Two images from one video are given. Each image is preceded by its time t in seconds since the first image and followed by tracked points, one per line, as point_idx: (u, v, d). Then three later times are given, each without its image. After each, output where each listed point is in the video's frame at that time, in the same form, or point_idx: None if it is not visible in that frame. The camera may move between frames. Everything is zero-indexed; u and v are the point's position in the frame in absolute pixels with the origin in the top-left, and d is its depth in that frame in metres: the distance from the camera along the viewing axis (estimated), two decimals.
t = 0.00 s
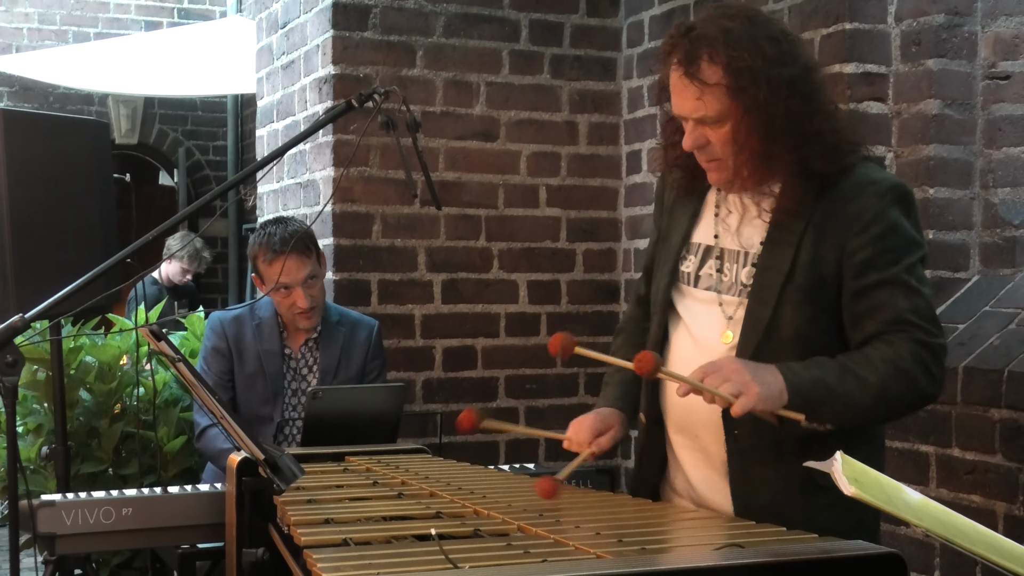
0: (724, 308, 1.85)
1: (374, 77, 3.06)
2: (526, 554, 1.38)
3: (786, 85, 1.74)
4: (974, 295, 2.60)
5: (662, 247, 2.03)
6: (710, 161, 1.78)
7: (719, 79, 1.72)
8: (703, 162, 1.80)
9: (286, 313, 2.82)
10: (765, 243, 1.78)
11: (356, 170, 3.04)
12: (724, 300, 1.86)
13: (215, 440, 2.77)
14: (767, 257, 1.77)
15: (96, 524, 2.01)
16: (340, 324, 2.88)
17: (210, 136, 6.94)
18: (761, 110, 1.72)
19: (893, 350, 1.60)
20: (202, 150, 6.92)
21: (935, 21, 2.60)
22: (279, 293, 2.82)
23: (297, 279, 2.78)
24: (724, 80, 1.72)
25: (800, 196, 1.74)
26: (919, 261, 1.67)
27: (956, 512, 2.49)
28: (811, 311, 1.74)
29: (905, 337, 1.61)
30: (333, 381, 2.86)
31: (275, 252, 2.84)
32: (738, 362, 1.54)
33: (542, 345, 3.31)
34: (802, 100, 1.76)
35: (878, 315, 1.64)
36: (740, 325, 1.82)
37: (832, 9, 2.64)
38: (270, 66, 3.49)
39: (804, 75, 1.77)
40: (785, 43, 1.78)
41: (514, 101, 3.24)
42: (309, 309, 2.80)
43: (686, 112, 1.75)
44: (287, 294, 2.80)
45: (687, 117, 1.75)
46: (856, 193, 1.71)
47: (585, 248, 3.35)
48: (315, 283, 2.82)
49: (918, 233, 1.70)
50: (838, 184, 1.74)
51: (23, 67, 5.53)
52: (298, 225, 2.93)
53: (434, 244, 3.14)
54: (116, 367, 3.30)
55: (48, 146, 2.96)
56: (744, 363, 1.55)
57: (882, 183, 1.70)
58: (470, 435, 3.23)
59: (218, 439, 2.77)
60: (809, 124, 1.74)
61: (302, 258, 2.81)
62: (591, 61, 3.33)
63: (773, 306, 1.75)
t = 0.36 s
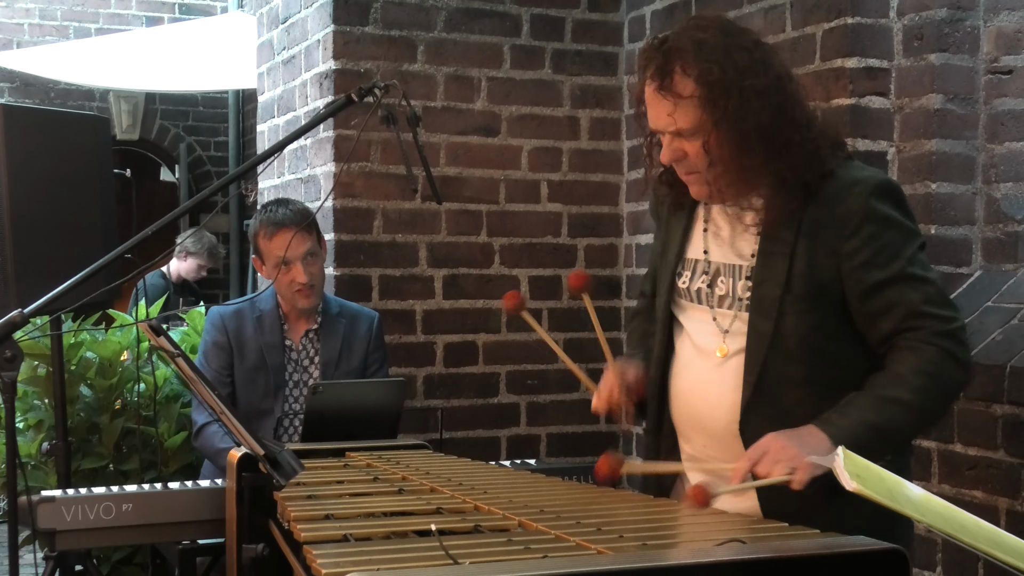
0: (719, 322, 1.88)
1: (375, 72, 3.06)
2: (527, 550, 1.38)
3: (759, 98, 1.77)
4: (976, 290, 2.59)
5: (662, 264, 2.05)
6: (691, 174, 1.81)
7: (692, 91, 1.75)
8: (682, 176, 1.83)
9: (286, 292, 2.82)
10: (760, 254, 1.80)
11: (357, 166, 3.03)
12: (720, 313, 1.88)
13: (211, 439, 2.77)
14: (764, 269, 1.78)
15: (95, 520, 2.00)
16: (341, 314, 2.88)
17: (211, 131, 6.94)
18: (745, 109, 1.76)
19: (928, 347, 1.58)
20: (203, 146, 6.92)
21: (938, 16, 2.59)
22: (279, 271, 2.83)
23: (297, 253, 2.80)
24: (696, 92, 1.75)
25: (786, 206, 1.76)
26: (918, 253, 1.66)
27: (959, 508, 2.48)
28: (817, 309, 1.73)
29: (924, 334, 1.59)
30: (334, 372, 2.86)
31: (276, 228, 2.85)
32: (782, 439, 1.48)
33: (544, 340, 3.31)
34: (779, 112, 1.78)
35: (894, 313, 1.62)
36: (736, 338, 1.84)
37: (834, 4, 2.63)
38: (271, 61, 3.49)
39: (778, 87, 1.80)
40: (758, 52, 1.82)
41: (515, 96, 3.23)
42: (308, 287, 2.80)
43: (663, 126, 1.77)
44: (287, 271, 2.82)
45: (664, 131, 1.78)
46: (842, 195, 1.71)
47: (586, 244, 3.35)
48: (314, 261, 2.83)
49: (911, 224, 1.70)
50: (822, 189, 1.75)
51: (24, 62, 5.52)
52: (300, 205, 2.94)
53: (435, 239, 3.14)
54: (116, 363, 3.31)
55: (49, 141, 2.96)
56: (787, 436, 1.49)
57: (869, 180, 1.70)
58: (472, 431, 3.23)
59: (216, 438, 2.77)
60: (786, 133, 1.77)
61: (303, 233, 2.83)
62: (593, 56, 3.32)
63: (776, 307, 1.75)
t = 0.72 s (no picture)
0: (713, 315, 1.87)
1: (376, 69, 3.05)
2: (528, 547, 1.37)
3: (743, 91, 1.78)
4: (978, 288, 2.59)
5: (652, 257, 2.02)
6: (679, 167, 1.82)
7: (674, 87, 1.75)
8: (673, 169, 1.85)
9: (287, 304, 2.83)
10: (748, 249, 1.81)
11: (358, 163, 3.03)
12: (715, 307, 1.87)
13: (212, 439, 2.78)
14: (752, 258, 1.79)
15: (95, 517, 2.01)
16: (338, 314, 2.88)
17: (213, 129, 6.94)
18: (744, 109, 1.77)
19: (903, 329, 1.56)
20: (205, 143, 6.92)
21: (939, 13, 2.59)
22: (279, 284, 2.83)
23: (297, 266, 2.81)
24: (679, 87, 1.75)
25: (777, 199, 1.76)
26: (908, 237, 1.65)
27: (960, 506, 2.48)
28: (817, 304, 1.73)
29: (910, 316, 1.56)
30: (332, 371, 2.87)
31: (275, 240, 2.86)
32: (762, 425, 1.50)
33: (545, 338, 3.31)
34: (766, 108, 1.79)
35: (881, 298, 1.60)
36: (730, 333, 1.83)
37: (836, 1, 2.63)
38: (273, 58, 3.48)
39: (762, 82, 1.80)
40: (742, 45, 1.81)
41: (517, 93, 3.23)
42: (308, 298, 2.81)
43: (647, 121, 1.79)
44: (287, 283, 2.82)
45: (649, 126, 1.79)
46: (829, 184, 1.71)
47: (588, 241, 3.35)
48: (312, 271, 2.84)
49: (900, 211, 1.68)
50: (808, 179, 1.74)
51: (26, 60, 5.52)
52: (296, 212, 2.95)
53: (436, 236, 3.14)
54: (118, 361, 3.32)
55: (50, 138, 2.96)
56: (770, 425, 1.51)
57: (854, 168, 1.70)
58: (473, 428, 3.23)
59: (216, 439, 2.77)
60: (773, 125, 1.77)
61: (301, 245, 2.83)
62: (594, 53, 3.32)
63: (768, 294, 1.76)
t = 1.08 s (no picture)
0: (707, 311, 1.88)
1: (378, 68, 3.06)
2: (528, 546, 1.38)
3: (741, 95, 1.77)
4: (979, 286, 2.59)
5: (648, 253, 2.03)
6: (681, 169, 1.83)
7: (678, 91, 1.76)
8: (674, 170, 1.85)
9: (280, 296, 2.83)
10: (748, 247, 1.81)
11: (359, 162, 3.04)
12: (710, 303, 1.88)
13: (211, 442, 2.79)
14: (753, 256, 1.79)
15: (98, 515, 2.02)
16: (333, 308, 2.89)
17: (215, 128, 6.95)
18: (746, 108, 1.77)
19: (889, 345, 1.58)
20: (208, 142, 6.93)
21: (941, 12, 2.59)
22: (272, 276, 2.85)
23: (289, 256, 2.82)
24: (681, 92, 1.76)
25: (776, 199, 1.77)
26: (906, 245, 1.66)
27: (962, 504, 2.48)
28: (819, 301, 1.74)
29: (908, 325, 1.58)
30: (330, 367, 2.87)
31: (266, 232, 2.87)
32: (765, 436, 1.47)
33: (546, 336, 3.31)
34: (767, 109, 1.79)
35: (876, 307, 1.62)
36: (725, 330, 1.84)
37: None
38: (275, 57, 3.49)
39: (762, 85, 1.80)
40: (736, 52, 1.83)
41: (518, 92, 3.23)
42: (300, 289, 2.81)
43: (649, 124, 1.80)
44: (279, 275, 2.83)
45: (650, 127, 1.80)
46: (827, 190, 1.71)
47: (590, 240, 3.35)
48: (306, 263, 2.85)
49: (898, 217, 1.69)
50: (809, 182, 1.75)
51: (29, 58, 5.53)
52: (287, 207, 2.97)
53: (438, 235, 3.14)
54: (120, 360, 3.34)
55: (52, 137, 2.97)
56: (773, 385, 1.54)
57: (855, 171, 1.70)
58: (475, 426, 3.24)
59: (215, 444, 2.78)
60: (775, 129, 1.78)
61: (293, 236, 2.86)
62: (596, 52, 3.32)
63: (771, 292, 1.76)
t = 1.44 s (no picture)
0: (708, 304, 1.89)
1: (380, 67, 3.06)
2: (531, 545, 1.38)
3: (762, 90, 1.79)
4: (981, 286, 2.60)
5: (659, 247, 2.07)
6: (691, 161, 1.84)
7: (695, 83, 1.78)
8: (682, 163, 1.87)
9: (280, 296, 2.83)
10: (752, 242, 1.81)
11: (361, 161, 3.04)
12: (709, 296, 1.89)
13: (213, 438, 2.79)
14: (756, 255, 1.79)
15: (100, 514, 2.02)
16: (332, 308, 2.89)
17: (217, 127, 6.95)
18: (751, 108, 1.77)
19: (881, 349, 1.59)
20: (209, 141, 6.93)
21: (943, 11, 2.59)
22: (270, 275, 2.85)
23: (287, 254, 2.83)
24: (699, 83, 1.78)
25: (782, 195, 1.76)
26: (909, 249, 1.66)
27: (963, 503, 2.48)
28: (822, 301, 1.74)
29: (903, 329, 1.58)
30: (330, 365, 2.87)
31: (263, 232, 2.87)
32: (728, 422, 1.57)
33: (548, 335, 3.31)
34: (786, 106, 1.81)
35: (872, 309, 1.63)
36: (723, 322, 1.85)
37: None
38: (277, 56, 3.49)
39: (785, 81, 1.83)
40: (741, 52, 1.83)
41: (520, 91, 3.24)
42: (299, 288, 2.81)
43: (665, 113, 1.82)
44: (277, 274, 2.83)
45: (665, 117, 1.82)
46: (834, 188, 1.71)
47: (592, 240, 3.35)
48: (303, 261, 2.85)
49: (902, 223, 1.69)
50: (816, 181, 1.74)
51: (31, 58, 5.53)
52: (284, 207, 2.96)
53: (440, 235, 3.15)
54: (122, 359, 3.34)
55: (55, 136, 2.97)
56: (734, 400, 1.57)
57: (861, 174, 1.70)
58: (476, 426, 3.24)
59: (216, 438, 2.79)
60: (792, 129, 1.79)
61: (290, 234, 2.87)
62: (598, 51, 3.32)
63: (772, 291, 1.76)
